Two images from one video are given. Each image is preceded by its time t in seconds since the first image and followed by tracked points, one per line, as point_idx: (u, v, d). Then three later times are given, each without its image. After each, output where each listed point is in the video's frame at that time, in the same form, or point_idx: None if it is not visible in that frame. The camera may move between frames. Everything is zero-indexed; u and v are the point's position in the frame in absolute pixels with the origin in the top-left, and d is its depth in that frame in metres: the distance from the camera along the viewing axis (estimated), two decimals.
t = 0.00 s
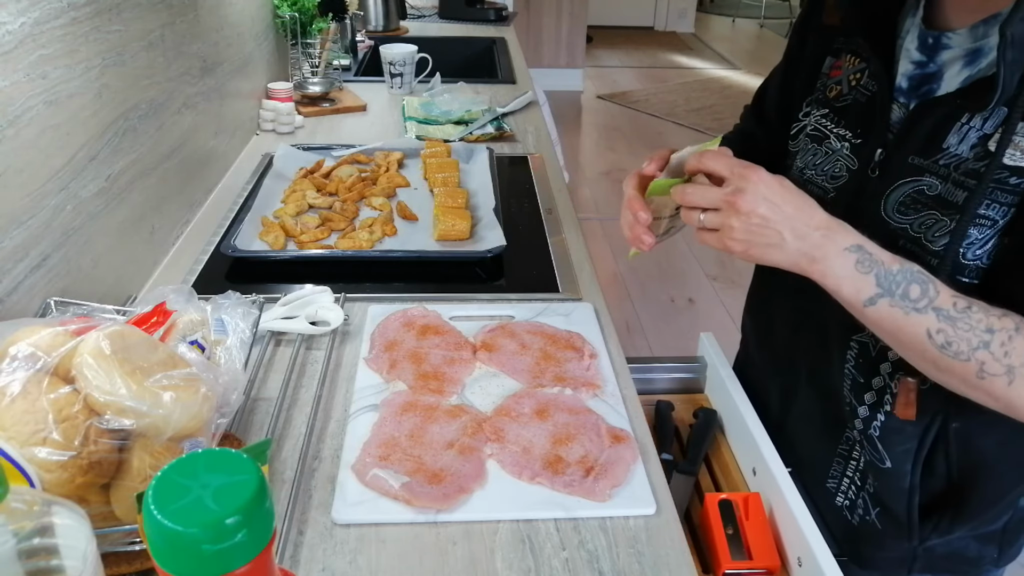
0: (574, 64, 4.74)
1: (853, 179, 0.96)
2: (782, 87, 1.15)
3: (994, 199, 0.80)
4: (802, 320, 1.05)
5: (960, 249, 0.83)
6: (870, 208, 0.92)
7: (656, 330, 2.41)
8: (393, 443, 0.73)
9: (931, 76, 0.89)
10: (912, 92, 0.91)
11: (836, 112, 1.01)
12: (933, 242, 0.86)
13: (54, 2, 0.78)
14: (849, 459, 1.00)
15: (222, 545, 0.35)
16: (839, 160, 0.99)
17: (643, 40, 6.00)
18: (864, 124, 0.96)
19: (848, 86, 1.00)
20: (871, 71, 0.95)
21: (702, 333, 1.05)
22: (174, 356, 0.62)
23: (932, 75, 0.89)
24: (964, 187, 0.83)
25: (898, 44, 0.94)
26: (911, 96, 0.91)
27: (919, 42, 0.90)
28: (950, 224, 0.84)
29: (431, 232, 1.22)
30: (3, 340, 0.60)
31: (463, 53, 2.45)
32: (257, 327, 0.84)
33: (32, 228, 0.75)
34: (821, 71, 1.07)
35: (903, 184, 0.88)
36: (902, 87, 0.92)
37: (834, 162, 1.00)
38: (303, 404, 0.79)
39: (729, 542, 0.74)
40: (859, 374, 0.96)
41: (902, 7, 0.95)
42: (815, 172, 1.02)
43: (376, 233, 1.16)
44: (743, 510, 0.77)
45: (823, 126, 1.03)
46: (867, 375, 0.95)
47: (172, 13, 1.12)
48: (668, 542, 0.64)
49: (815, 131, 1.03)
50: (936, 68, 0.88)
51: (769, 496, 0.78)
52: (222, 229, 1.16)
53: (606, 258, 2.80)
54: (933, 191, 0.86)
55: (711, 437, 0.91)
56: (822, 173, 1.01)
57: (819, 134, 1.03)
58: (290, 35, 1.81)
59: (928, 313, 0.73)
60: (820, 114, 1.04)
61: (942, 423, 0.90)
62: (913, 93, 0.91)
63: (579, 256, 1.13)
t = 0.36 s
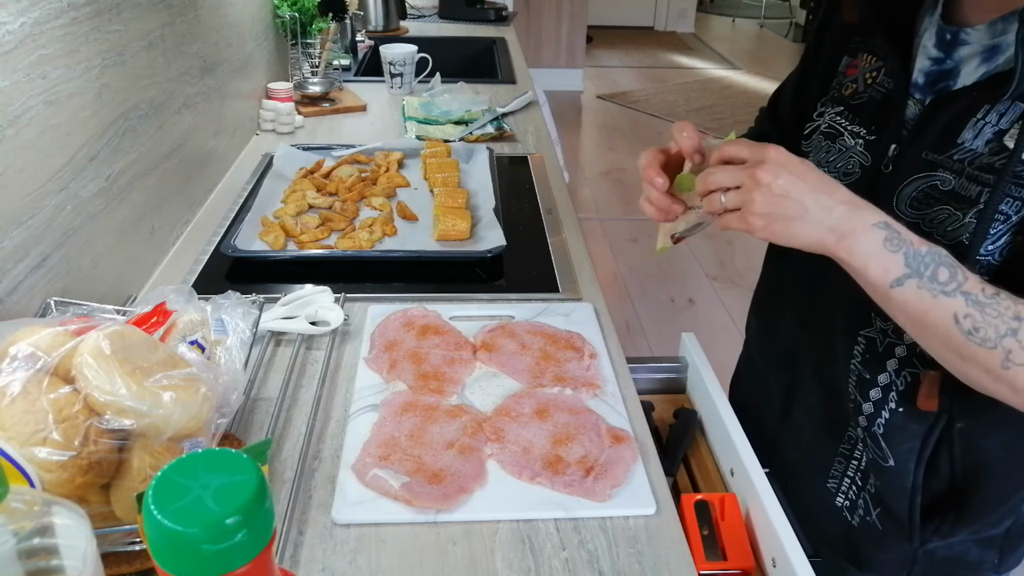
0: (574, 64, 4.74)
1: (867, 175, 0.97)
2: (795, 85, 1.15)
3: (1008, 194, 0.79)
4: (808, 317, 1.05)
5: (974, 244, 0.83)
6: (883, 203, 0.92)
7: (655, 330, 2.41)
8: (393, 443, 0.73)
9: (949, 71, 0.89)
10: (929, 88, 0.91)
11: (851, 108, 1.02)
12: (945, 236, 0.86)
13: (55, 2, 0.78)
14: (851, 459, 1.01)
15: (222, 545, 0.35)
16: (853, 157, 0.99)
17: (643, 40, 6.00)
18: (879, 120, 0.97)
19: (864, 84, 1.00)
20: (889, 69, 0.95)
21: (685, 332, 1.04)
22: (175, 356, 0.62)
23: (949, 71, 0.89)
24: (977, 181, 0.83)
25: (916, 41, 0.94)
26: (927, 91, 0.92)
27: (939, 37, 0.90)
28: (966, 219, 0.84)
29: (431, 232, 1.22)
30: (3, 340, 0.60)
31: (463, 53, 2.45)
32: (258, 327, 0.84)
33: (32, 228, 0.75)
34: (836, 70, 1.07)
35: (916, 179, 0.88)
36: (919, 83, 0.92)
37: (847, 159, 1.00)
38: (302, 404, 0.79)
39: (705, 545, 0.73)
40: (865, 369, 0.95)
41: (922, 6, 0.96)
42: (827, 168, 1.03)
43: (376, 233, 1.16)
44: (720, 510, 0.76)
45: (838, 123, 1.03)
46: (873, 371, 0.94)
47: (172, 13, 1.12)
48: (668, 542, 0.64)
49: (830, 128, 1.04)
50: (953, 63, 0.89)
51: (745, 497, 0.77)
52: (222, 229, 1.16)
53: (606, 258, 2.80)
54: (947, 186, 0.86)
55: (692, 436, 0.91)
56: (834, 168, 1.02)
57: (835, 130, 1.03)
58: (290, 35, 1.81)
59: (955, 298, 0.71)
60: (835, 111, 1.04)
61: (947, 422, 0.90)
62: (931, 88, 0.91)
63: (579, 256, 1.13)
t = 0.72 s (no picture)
0: (574, 64, 4.74)
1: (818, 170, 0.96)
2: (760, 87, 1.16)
3: (951, 181, 0.79)
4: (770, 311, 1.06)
5: (924, 231, 0.81)
6: (832, 199, 0.92)
7: (656, 330, 2.41)
8: (393, 443, 0.73)
9: (891, 66, 0.89)
10: (872, 82, 0.91)
11: (803, 106, 1.02)
12: (895, 226, 0.86)
13: (55, 2, 0.78)
14: (821, 447, 1.01)
15: (221, 545, 0.35)
16: (806, 153, 0.99)
17: (643, 40, 6.00)
18: (829, 116, 0.97)
19: (814, 83, 1.01)
20: (836, 66, 0.95)
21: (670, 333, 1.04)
22: (174, 356, 0.62)
23: (892, 66, 0.89)
24: (922, 172, 0.83)
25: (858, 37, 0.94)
26: (871, 87, 0.91)
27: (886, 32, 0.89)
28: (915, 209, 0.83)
29: (431, 232, 1.22)
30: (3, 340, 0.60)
31: (463, 53, 2.45)
32: (258, 327, 0.84)
33: (32, 228, 0.75)
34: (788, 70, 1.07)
35: (865, 171, 0.88)
36: (862, 79, 0.91)
37: (802, 155, 1.00)
38: (302, 404, 0.79)
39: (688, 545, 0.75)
40: (830, 357, 0.95)
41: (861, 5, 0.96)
42: (784, 167, 1.03)
43: (376, 233, 1.16)
44: (704, 510, 0.78)
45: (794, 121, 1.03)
46: (836, 358, 0.94)
47: (172, 13, 1.12)
48: (668, 542, 0.64)
49: (784, 127, 1.04)
50: (896, 57, 0.88)
51: (728, 502, 0.77)
52: (222, 229, 1.16)
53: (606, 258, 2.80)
54: (894, 176, 0.85)
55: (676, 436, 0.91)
56: (791, 166, 1.02)
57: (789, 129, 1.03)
58: (290, 35, 1.81)
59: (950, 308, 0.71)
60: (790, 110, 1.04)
61: (912, 405, 0.89)
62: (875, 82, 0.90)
63: (579, 256, 1.13)
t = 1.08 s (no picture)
0: (574, 64, 4.73)
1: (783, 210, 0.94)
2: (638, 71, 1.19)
3: (939, 238, 0.81)
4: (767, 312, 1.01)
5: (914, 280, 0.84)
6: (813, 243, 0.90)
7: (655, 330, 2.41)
8: (393, 443, 0.73)
9: (841, 117, 0.82)
10: (830, 133, 0.84)
11: (748, 139, 0.97)
12: (876, 271, 0.86)
13: (54, 3, 0.78)
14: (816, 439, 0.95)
15: (221, 545, 0.35)
16: (762, 190, 0.96)
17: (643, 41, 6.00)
18: (786, 152, 0.93)
19: (756, 115, 0.96)
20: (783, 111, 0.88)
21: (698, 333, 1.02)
22: (175, 356, 0.62)
23: (841, 117, 0.82)
24: (895, 225, 0.82)
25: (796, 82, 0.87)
26: (827, 137, 0.84)
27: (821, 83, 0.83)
28: (890, 257, 0.84)
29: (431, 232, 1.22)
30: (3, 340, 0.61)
31: (463, 53, 2.45)
32: (258, 327, 0.84)
33: (32, 228, 0.75)
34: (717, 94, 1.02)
35: (838, 213, 0.86)
36: (818, 129, 0.85)
37: (756, 192, 0.96)
38: (302, 404, 0.79)
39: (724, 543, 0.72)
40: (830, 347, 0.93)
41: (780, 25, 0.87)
42: (734, 203, 1.00)
43: (376, 233, 1.16)
44: (739, 509, 0.74)
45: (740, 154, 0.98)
46: (842, 371, 0.94)
47: (172, 14, 1.12)
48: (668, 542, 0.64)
49: (729, 160, 1.00)
50: (843, 111, 0.82)
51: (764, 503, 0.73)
52: (222, 229, 1.16)
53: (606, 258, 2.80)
54: (865, 224, 0.84)
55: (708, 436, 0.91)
56: (742, 202, 0.99)
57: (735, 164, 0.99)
58: (290, 35, 1.81)
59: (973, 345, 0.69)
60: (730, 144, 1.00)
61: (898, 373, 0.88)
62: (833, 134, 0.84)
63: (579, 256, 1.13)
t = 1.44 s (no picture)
0: (574, 64, 4.73)
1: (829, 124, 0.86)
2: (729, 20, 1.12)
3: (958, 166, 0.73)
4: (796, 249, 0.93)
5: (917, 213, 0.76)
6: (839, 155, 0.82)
7: (655, 330, 2.41)
8: (393, 443, 0.73)
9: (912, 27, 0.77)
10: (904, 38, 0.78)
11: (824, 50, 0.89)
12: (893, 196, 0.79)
13: (54, 3, 0.78)
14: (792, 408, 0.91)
15: (221, 545, 0.35)
16: (819, 102, 0.88)
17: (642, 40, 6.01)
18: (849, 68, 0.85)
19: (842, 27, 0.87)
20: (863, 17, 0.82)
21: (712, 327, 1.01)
22: (175, 355, 0.62)
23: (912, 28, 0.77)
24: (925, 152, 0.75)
25: None
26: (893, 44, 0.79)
27: None
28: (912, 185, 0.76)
29: (431, 232, 1.22)
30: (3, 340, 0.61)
31: (463, 53, 2.45)
32: (257, 327, 0.84)
33: (32, 229, 0.75)
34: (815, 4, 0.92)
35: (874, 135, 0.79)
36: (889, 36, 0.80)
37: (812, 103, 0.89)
38: (302, 404, 0.79)
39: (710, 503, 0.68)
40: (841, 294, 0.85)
41: None
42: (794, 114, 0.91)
43: (376, 233, 1.16)
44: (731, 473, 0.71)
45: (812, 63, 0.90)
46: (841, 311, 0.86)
47: (172, 13, 1.12)
48: (668, 542, 0.64)
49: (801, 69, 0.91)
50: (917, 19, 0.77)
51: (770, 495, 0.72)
52: (222, 229, 1.16)
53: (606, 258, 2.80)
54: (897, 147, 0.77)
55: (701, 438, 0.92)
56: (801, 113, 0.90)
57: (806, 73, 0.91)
58: (290, 35, 1.81)
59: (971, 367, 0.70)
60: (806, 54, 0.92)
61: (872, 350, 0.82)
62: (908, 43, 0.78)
63: (579, 256, 1.13)
